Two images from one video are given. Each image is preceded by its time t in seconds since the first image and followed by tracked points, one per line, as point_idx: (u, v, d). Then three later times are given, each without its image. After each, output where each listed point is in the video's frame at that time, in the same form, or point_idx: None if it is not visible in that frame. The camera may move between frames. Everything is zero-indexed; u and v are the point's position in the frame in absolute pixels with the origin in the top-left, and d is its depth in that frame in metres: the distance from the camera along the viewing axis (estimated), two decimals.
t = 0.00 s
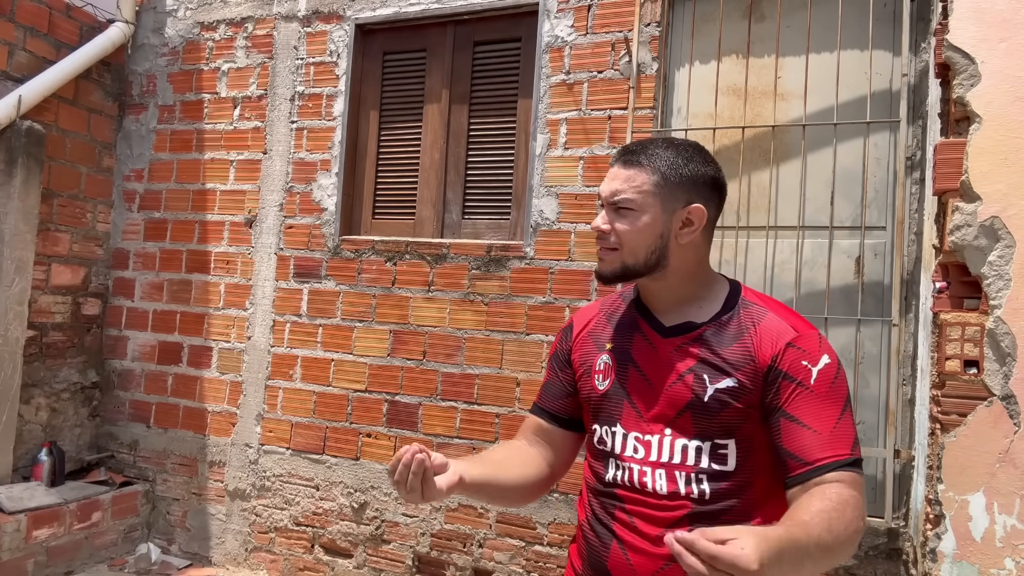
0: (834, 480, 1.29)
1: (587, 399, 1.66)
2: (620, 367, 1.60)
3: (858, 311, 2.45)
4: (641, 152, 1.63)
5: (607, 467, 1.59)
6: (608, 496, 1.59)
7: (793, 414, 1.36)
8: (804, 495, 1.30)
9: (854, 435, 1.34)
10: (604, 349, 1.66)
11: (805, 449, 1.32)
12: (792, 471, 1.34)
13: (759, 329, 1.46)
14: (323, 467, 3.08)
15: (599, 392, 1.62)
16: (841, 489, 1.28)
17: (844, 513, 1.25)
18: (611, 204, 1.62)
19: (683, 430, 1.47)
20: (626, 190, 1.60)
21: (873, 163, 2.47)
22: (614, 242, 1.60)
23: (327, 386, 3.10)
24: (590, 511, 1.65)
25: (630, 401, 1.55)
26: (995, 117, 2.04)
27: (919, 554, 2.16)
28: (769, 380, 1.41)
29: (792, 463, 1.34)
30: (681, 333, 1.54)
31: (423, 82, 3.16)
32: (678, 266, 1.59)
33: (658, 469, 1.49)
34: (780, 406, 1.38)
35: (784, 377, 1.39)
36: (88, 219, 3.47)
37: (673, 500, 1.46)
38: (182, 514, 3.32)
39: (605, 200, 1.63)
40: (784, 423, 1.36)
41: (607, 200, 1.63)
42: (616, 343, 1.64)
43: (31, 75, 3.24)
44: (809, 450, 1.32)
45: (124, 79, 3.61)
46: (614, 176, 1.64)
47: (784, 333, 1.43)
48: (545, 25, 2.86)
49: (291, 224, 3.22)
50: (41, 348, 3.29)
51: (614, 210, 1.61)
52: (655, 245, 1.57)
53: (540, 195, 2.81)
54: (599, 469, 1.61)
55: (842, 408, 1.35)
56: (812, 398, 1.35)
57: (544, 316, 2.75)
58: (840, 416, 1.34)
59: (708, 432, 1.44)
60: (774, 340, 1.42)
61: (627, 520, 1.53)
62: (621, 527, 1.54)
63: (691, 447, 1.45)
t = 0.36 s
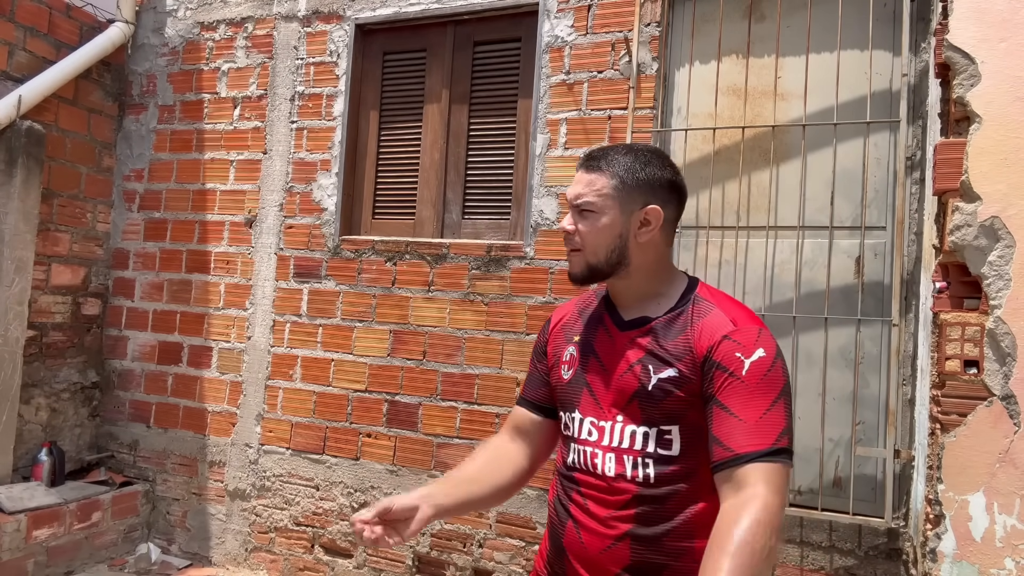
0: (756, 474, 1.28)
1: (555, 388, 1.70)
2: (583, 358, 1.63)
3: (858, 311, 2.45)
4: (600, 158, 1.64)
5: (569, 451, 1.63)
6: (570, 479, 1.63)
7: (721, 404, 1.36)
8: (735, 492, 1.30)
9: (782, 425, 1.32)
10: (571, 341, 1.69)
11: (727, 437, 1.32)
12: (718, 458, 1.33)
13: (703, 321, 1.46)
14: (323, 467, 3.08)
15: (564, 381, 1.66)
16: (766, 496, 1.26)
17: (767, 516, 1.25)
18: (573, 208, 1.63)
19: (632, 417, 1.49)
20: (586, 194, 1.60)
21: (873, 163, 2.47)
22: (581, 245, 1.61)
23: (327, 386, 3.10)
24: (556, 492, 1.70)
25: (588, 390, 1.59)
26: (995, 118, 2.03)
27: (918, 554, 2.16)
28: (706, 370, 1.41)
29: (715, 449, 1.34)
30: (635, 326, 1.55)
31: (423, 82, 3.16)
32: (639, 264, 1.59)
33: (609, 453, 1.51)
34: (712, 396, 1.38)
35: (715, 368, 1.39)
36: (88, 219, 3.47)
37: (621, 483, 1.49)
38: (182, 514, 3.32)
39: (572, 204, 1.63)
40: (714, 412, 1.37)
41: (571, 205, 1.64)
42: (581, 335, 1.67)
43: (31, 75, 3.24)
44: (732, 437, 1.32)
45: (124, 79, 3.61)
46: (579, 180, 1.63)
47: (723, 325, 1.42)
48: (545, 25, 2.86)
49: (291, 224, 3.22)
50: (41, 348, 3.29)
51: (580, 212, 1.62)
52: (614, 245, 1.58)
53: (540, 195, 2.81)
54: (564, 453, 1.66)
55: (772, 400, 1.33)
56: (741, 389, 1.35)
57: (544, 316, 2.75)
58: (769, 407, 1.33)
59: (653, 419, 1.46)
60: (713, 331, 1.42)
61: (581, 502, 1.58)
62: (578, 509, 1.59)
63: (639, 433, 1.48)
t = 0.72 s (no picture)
0: (742, 471, 1.34)
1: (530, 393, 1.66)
2: (558, 364, 1.59)
3: (858, 311, 2.45)
4: (547, 197, 1.50)
5: (548, 451, 1.63)
6: (552, 477, 1.62)
7: (708, 406, 1.38)
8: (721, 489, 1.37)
9: (763, 417, 1.37)
10: (542, 345, 1.64)
11: (717, 437, 1.37)
12: (708, 457, 1.38)
13: (679, 324, 1.46)
14: (323, 467, 3.08)
15: (539, 388, 1.62)
16: (747, 496, 1.33)
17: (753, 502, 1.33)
18: (553, 253, 1.49)
19: (614, 418, 1.48)
20: (563, 237, 1.47)
21: (873, 163, 2.47)
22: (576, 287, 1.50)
23: (326, 386, 3.10)
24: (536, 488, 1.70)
25: (566, 396, 1.56)
26: (995, 118, 2.04)
27: (919, 554, 2.16)
28: (687, 372, 1.42)
29: (707, 448, 1.38)
30: (610, 330, 1.52)
31: (423, 82, 3.16)
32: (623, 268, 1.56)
33: (593, 451, 1.51)
34: (698, 398, 1.40)
35: (699, 371, 1.40)
36: (88, 219, 3.47)
37: (608, 479, 1.50)
38: (182, 514, 3.32)
39: (551, 254, 1.49)
40: (701, 414, 1.40)
41: (546, 250, 1.50)
42: (554, 340, 1.62)
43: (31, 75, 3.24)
44: (722, 437, 1.36)
45: (124, 79, 3.61)
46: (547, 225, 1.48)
47: (699, 328, 1.43)
48: (545, 25, 2.86)
49: (291, 224, 3.22)
50: (41, 348, 3.29)
51: (560, 257, 1.49)
52: (606, 269, 1.51)
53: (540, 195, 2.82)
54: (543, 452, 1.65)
55: (751, 395, 1.38)
56: (724, 389, 1.37)
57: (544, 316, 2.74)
58: (749, 402, 1.37)
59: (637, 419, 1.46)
60: (691, 334, 1.43)
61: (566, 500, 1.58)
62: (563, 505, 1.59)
63: (622, 431, 1.48)
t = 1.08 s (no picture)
0: (770, 464, 1.34)
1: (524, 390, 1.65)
2: (555, 359, 1.59)
3: (858, 311, 2.45)
4: (549, 196, 1.49)
5: (542, 452, 1.61)
6: (546, 480, 1.61)
7: (722, 401, 1.38)
8: (751, 490, 1.34)
9: (776, 411, 1.38)
10: (537, 341, 1.63)
11: (736, 433, 1.36)
12: (727, 455, 1.37)
13: (684, 319, 1.46)
14: (323, 467, 3.08)
15: (536, 384, 1.61)
16: (783, 491, 1.31)
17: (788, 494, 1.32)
18: (555, 254, 1.48)
19: (614, 414, 1.48)
20: (565, 238, 1.46)
21: (873, 163, 2.47)
22: (577, 290, 1.50)
23: (326, 386, 3.10)
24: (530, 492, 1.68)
25: (565, 392, 1.56)
26: (995, 118, 2.03)
27: (918, 554, 2.16)
28: (695, 367, 1.42)
29: (726, 446, 1.37)
30: (611, 325, 1.52)
31: (424, 82, 3.16)
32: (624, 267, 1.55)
33: (590, 448, 1.51)
34: (710, 395, 1.40)
35: (709, 366, 1.40)
36: (88, 219, 3.47)
37: (604, 479, 1.50)
38: (182, 514, 3.32)
39: (552, 257, 1.49)
40: (715, 410, 1.39)
41: (548, 250, 1.49)
42: (550, 335, 1.62)
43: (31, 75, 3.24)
44: (740, 433, 1.36)
45: (124, 80, 3.61)
46: (548, 227, 1.48)
47: (705, 322, 1.44)
48: (545, 25, 2.86)
49: (291, 224, 3.22)
50: (41, 348, 3.29)
51: (561, 259, 1.48)
52: (608, 270, 1.51)
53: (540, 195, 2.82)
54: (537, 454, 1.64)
55: (762, 388, 1.38)
56: (736, 383, 1.38)
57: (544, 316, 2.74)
58: (761, 395, 1.38)
59: (638, 416, 1.46)
60: (698, 328, 1.43)
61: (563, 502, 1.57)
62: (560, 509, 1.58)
63: (621, 428, 1.47)
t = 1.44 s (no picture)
0: (759, 495, 1.30)
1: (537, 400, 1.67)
2: (568, 370, 1.61)
3: (858, 311, 2.45)
4: (576, 182, 1.54)
5: (553, 460, 1.63)
6: (556, 486, 1.62)
7: (724, 423, 1.37)
8: (739, 516, 1.32)
9: (781, 439, 1.34)
10: (552, 352, 1.66)
11: (732, 458, 1.34)
12: (722, 478, 1.35)
13: (695, 337, 1.46)
14: (323, 467, 3.08)
15: (547, 394, 1.63)
16: (766, 524, 1.28)
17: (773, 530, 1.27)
18: (573, 241, 1.52)
19: (623, 427, 1.49)
20: (584, 224, 1.51)
21: (873, 163, 2.47)
22: (587, 283, 1.52)
23: (326, 386, 3.10)
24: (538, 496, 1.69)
25: (575, 403, 1.57)
26: (995, 118, 2.03)
27: (918, 554, 2.16)
28: (703, 386, 1.41)
29: (721, 469, 1.35)
30: (624, 339, 1.54)
31: (424, 82, 3.16)
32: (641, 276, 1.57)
33: (600, 459, 1.51)
34: (714, 416, 1.38)
35: (715, 386, 1.39)
36: (88, 219, 3.47)
37: (614, 488, 1.49)
38: (182, 514, 3.32)
39: (568, 243, 1.53)
40: (717, 432, 1.38)
41: (566, 239, 1.53)
42: (564, 347, 1.65)
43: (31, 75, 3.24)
44: (736, 459, 1.34)
45: (124, 80, 3.61)
46: (569, 213, 1.52)
47: (716, 341, 1.42)
48: (545, 25, 2.86)
49: (291, 224, 3.22)
50: (41, 348, 3.29)
51: (578, 247, 1.52)
52: (625, 269, 1.53)
53: (540, 195, 2.82)
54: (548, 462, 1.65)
55: (770, 415, 1.35)
56: (741, 406, 1.36)
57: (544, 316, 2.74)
58: (766, 423, 1.34)
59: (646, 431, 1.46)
60: (707, 348, 1.42)
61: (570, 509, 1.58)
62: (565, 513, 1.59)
63: (632, 440, 1.48)
